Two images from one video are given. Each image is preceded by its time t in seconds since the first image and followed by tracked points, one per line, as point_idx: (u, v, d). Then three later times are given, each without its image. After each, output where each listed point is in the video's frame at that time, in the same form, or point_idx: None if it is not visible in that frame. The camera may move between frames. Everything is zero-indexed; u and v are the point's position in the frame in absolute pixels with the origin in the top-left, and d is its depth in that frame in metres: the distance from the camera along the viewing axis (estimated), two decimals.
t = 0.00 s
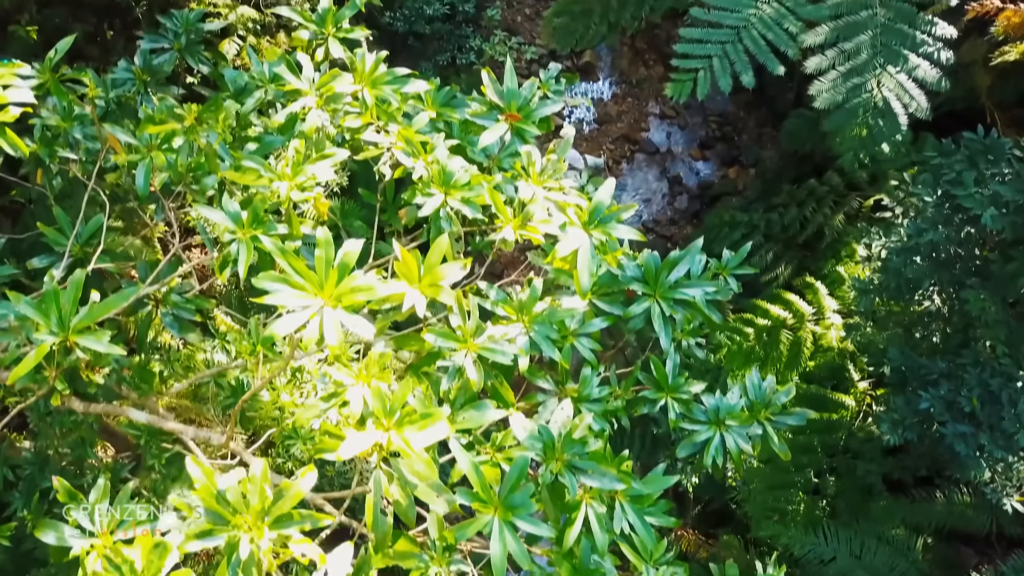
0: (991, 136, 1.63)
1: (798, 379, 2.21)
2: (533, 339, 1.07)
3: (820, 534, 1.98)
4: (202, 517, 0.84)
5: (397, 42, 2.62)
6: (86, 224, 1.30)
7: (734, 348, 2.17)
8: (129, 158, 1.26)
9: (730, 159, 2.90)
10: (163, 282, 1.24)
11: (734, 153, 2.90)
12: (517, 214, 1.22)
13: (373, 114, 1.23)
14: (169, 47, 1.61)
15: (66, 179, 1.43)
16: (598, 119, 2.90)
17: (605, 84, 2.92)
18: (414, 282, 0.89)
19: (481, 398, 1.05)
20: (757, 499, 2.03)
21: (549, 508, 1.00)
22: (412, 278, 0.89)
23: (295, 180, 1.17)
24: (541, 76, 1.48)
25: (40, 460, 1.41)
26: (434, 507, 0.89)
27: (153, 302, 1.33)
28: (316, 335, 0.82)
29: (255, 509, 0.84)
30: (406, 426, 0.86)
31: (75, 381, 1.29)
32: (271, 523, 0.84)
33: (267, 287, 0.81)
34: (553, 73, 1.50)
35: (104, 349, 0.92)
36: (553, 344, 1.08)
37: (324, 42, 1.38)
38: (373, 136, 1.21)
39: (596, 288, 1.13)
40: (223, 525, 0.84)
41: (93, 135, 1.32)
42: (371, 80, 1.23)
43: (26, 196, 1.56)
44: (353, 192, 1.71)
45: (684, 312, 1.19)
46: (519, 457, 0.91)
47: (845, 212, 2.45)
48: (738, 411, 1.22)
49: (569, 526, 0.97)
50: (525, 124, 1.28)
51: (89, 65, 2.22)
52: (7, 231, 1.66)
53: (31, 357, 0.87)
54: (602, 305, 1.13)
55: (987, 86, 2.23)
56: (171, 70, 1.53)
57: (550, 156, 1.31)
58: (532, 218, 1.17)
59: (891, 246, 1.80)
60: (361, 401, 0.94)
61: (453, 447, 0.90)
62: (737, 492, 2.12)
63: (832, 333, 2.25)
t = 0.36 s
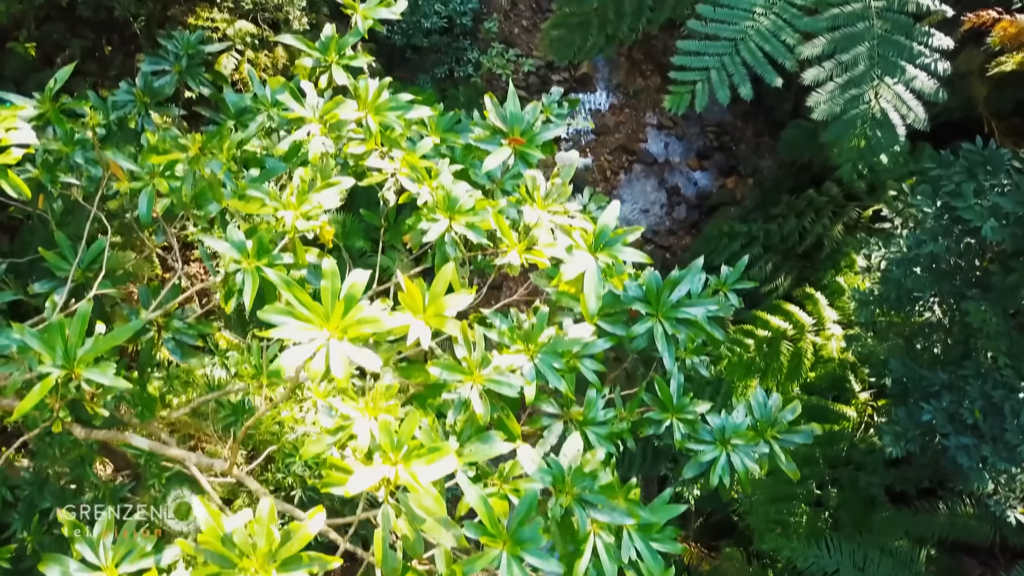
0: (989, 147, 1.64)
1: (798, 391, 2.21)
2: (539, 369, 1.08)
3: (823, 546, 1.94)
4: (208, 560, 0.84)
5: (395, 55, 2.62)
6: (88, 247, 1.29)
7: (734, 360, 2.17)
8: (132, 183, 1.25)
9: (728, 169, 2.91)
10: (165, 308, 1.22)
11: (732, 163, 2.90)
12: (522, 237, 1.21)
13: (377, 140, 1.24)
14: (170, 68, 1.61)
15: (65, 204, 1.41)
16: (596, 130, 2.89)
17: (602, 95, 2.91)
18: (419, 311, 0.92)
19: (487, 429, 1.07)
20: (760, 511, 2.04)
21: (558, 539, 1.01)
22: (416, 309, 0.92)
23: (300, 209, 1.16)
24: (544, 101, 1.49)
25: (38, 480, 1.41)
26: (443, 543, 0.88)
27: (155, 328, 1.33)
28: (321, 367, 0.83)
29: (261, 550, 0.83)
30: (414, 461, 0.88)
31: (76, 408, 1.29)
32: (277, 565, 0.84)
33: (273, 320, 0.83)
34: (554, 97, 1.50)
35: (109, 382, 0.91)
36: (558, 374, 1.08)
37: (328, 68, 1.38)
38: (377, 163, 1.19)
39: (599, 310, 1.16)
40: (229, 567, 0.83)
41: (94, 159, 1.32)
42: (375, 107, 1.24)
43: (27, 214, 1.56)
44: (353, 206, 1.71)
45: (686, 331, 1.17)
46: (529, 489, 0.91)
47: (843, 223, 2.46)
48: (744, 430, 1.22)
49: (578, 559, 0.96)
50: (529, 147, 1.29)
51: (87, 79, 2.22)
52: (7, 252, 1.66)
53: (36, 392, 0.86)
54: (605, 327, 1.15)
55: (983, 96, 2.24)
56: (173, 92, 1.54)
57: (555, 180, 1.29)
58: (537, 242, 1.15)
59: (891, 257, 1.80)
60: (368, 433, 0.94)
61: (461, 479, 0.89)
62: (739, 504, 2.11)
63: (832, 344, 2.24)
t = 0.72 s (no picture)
0: (988, 159, 1.65)
1: (799, 404, 2.21)
2: (544, 398, 1.07)
3: (825, 560, 1.93)
4: None
5: (393, 69, 2.61)
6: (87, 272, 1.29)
7: (734, 372, 2.17)
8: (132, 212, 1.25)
9: (726, 180, 2.91)
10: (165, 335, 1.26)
11: (730, 174, 2.91)
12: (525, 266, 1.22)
13: (378, 169, 1.22)
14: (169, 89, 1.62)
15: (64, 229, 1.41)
16: (593, 141, 2.90)
17: (600, 107, 2.92)
18: (423, 341, 0.92)
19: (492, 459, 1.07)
20: (762, 525, 2.04)
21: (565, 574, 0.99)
22: (419, 338, 0.92)
23: (301, 241, 1.15)
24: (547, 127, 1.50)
25: (35, 502, 1.42)
26: None
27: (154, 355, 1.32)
28: (323, 400, 0.85)
29: None
30: (417, 496, 0.88)
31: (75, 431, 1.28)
32: None
33: (273, 353, 0.84)
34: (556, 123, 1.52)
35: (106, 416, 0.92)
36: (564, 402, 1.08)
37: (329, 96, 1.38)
38: (378, 190, 1.18)
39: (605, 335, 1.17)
40: None
41: (93, 183, 1.31)
42: (376, 136, 1.23)
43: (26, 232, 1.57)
44: (352, 221, 1.71)
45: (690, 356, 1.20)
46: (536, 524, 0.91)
47: (842, 233, 2.46)
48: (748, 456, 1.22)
49: None
50: (531, 176, 1.28)
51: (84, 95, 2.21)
52: (3, 273, 1.65)
53: (34, 425, 0.86)
54: (611, 352, 1.17)
55: (980, 107, 2.24)
56: (172, 113, 1.55)
57: (558, 209, 1.29)
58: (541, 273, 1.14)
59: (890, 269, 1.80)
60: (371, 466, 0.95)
61: (465, 515, 0.89)
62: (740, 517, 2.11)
63: (833, 356, 2.24)
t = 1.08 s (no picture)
0: (986, 171, 1.65)
1: (799, 416, 2.21)
2: (546, 423, 1.07)
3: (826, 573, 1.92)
4: None
5: (391, 82, 2.62)
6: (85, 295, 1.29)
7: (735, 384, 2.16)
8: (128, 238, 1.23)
9: (724, 191, 2.91)
10: (162, 359, 1.25)
11: (727, 185, 2.90)
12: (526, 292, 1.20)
13: (378, 195, 1.21)
14: (166, 111, 1.63)
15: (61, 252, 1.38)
16: (591, 153, 2.90)
17: (597, 118, 2.92)
18: (424, 367, 0.92)
19: (495, 487, 1.06)
20: (763, 539, 2.02)
21: None
22: (421, 363, 0.92)
23: (300, 271, 1.14)
24: (546, 152, 1.51)
25: (31, 521, 1.41)
26: None
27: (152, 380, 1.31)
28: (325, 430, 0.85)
29: None
30: (420, 528, 0.88)
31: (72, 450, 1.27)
32: None
33: (276, 383, 0.85)
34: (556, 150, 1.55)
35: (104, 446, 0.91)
36: (566, 427, 1.08)
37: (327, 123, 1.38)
38: (378, 216, 1.18)
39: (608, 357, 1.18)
40: None
41: (89, 208, 1.29)
42: (375, 162, 1.23)
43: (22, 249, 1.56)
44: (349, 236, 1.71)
45: (693, 379, 1.21)
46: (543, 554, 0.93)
47: (840, 245, 2.46)
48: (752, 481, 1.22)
49: None
50: (531, 202, 1.28)
51: (82, 109, 2.21)
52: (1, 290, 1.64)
53: (30, 456, 0.85)
54: (614, 376, 1.18)
55: (977, 118, 2.24)
56: (169, 134, 1.55)
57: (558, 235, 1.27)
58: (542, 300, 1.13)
59: (889, 282, 1.80)
60: (374, 498, 0.96)
61: (469, 546, 0.89)
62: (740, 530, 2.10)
63: (832, 367, 2.24)
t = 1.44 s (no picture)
0: (983, 183, 1.65)
1: (799, 428, 2.21)
2: (547, 450, 1.08)
3: None
4: None
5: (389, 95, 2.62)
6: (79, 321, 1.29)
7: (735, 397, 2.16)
8: (125, 266, 1.23)
9: (722, 202, 2.90)
10: (158, 386, 1.22)
11: (725, 195, 2.90)
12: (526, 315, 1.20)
13: (378, 221, 1.21)
14: (163, 133, 1.64)
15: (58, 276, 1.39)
16: (588, 164, 2.90)
17: (595, 129, 2.91)
18: (425, 393, 0.93)
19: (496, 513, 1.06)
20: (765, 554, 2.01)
21: None
22: (422, 389, 0.93)
23: (299, 295, 1.14)
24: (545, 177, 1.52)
25: (28, 541, 1.40)
26: None
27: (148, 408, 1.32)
28: (325, 458, 0.85)
29: None
30: (426, 557, 0.89)
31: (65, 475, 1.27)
32: None
33: (274, 411, 0.84)
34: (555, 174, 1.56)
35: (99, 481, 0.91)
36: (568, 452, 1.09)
37: (328, 149, 1.37)
38: (376, 240, 1.19)
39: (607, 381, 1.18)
40: None
41: (85, 233, 1.29)
42: (375, 188, 1.22)
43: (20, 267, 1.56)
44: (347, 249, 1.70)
45: (691, 400, 1.21)
46: None
47: (839, 256, 2.46)
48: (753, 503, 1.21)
49: None
50: (530, 225, 1.28)
51: (80, 124, 2.21)
52: None
53: (24, 492, 0.84)
54: (613, 400, 1.18)
55: (974, 129, 2.23)
56: (166, 155, 1.55)
57: (557, 257, 1.28)
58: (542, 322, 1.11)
59: (888, 295, 1.79)
60: (376, 525, 0.96)
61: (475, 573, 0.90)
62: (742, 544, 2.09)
63: (832, 379, 2.24)
